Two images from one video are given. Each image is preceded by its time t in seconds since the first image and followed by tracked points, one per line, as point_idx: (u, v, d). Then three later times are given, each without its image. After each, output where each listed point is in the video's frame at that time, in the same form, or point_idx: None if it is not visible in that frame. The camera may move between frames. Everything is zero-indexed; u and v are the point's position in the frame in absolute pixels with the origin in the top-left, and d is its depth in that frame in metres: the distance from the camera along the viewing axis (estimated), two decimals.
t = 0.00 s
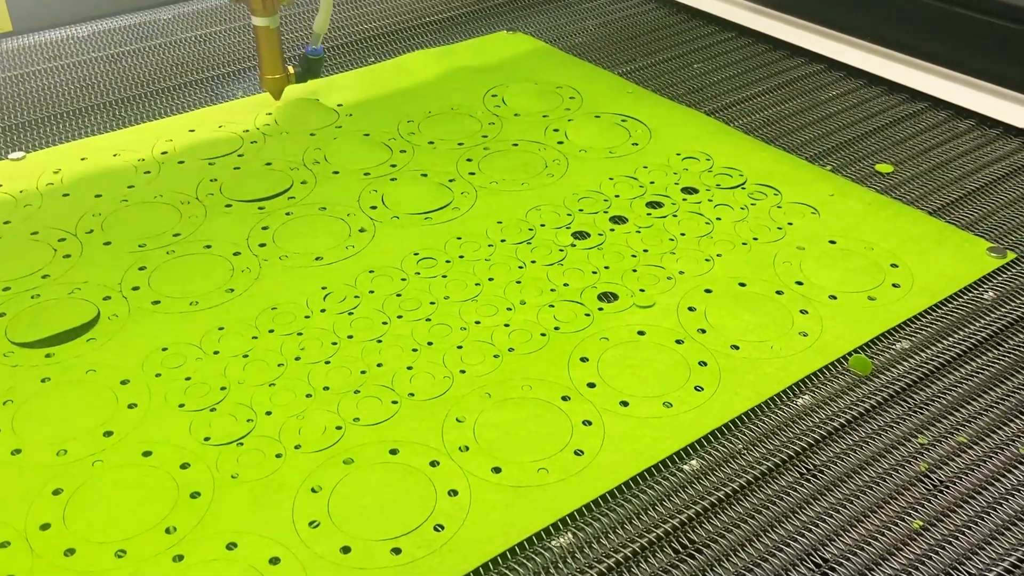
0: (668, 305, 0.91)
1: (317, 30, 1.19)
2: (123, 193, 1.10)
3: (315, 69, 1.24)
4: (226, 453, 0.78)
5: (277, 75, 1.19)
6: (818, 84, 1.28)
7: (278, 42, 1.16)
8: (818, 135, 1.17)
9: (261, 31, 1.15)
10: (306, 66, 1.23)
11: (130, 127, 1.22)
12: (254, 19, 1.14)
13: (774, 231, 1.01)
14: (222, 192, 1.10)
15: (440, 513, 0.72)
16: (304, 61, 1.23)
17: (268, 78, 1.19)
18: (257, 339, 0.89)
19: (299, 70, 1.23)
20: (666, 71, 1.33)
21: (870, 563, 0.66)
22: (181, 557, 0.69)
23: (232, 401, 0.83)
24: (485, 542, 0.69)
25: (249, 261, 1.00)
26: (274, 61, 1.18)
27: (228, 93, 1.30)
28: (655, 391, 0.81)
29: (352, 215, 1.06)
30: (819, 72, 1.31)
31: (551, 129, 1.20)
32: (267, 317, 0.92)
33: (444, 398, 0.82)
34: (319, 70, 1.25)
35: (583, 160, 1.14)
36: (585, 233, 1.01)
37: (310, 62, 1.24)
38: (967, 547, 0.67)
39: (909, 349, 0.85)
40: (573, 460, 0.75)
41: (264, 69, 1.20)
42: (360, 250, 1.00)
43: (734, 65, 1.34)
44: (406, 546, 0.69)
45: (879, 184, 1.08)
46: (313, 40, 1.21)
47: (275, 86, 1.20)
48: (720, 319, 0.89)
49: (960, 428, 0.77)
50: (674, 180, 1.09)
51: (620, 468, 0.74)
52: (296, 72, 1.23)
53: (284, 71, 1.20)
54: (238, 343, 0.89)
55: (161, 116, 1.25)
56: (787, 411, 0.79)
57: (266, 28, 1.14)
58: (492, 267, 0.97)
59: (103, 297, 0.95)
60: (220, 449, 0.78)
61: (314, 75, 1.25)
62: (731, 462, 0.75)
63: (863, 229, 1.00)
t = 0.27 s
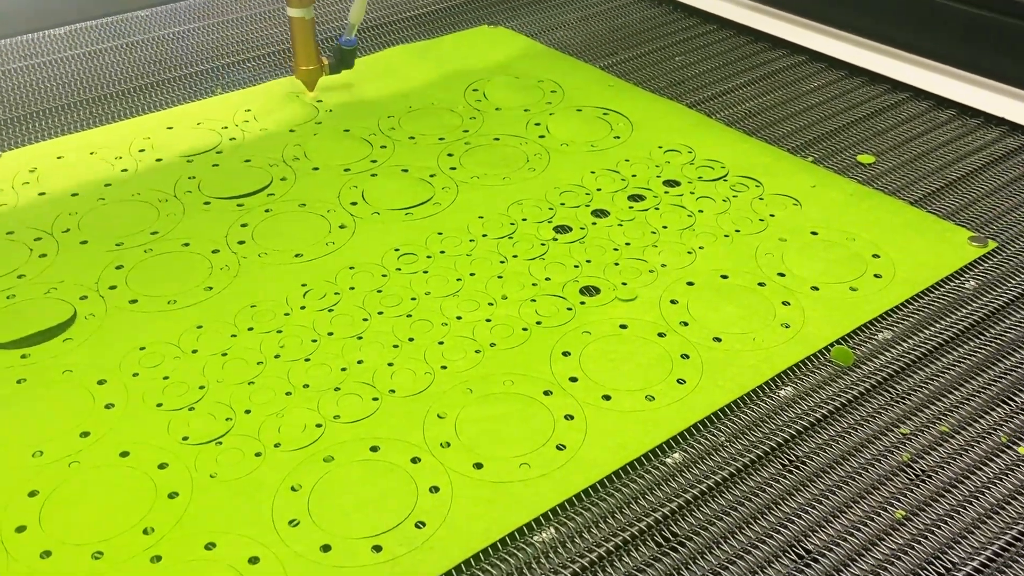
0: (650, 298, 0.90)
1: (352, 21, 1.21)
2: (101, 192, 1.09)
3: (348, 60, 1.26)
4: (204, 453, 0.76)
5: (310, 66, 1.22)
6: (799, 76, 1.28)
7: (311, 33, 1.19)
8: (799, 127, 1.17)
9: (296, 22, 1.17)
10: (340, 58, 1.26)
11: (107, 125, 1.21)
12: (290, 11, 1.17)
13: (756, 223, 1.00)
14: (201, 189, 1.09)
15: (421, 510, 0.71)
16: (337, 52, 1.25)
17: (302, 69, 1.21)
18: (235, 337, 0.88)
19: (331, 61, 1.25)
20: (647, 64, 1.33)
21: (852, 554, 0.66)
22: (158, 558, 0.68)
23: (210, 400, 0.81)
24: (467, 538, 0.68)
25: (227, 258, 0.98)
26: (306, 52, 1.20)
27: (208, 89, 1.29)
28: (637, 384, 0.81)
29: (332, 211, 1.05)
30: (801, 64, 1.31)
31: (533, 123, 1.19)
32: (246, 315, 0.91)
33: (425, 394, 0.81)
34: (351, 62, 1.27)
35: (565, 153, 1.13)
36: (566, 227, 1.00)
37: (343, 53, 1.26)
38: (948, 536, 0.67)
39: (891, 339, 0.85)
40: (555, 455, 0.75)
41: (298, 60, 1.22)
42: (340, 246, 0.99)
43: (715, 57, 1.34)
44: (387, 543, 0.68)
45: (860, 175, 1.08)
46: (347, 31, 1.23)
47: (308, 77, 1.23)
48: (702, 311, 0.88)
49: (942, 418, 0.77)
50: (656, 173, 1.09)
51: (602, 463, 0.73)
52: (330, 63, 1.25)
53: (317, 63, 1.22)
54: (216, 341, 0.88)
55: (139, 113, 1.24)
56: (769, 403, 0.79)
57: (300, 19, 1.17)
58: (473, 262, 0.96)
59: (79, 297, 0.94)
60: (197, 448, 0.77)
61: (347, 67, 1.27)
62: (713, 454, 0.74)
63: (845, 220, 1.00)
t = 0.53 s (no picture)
0: (637, 284, 0.90)
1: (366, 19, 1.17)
2: (82, 180, 1.08)
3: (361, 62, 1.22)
4: (189, 442, 0.76)
5: (323, 68, 1.17)
6: (786, 62, 1.27)
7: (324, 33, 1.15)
8: (786, 113, 1.17)
9: (308, 22, 1.14)
10: (354, 60, 1.21)
11: (89, 112, 1.19)
12: (301, 12, 1.14)
13: (744, 209, 1.00)
14: (184, 176, 1.08)
15: (408, 497, 0.70)
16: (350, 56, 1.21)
17: (315, 70, 1.16)
18: (220, 325, 0.87)
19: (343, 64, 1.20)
20: (633, 50, 1.32)
21: (840, 538, 0.66)
22: (143, 547, 0.68)
23: (194, 388, 0.81)
24: (455, 525, 0.68)
25: (211, 246, 0.98)
26: (319, 52, 1.16)
27: (191, 76, 1.28)
28: (624, 370, 0.81)
29: (318, 198, 1.04)
30: (787, 51, 1.31)
31: (519, 109, 1.19)
32: (230, 303, 0.90)
33: (412, 381, 0.80)
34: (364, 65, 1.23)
35: (552, 140, 1.13)
36: (553, 214, 1.00)
37: (356, 56, 1.22)
38: (936, 519, 0.67)
39: (878, 324, 0.85)
40: (542, 441, 0.74)
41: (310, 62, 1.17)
42: (326, 233, 0.98)
43: (702, 44, 1.33)
44: (374, 531, 0.68)
45: (846, 160, 1.08)
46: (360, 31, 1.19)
47: (321, 80, 1.18)
48: (690, 297, 0.88)
49: (929, 402, 0.77)
50: (643, 159, 1.09)
51: (589, 449, 0.73)
52: (343, 65, 1.20)
53: (330, 64, 1.17)
54: (201, 329, 0.87)
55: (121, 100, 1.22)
56: (757, 388, 0.79)
57: (313, 19, 1.13)
58: (459, 249, 0.95)
59: (61, 285, 0.93)
60: (182, 437, 0.76)
61: (360, 70, 1.22)
62: (701, 440, 0.74)
63: (832, 206, 1.00)
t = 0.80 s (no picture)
0: (627, 286, 0.90)
1: (323, 43, 1.13)
2: (71, 185, 1.07)
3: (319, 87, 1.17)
4: (179, 448, 0.76)
5: (279, 94, 1.12)
6: (774, 63, 1.28)
7: (279, 58, 1.09)
8: (774, 114, 1.17)
9: (261, 47, 1.08)
10: (312, 84, 1.16)
11: (77, 118, 1.19)
12: (253, 35, 1.08)
13: (732, 211, 1.00)
14: (172, 182, 1.08)
15: (399, 501, 0.70)
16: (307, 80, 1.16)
17: (270, 97, 1.11)
18: (210, 330, 0.87)
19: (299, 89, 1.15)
20: (622, 52, 1.33)
21: (830, 538, 0.66)
22: (134, 553, 0.67)
23: (185, 394, 0.81)
24: (446, 530, 0.68)
25: (201, 251, 0.97)
26: (274, 79, 1.11)
27: (180, 80, 1.27)
28: (614, 372, 0.81)
29: (307, 203, 1.04)
30: (776, 52, 1.31)
31: (508, 112, 1.19)
32: (220, 307, 0.90)
33: (402, 386, 0.80)
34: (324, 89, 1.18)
35: (542, 142, 1.13)
36: (543, 216, 1.00)
37: (315, 79, 1.17)
38: (925, 518, 0.68)
39: (867, 324, 0.85)
40: (533, 444, 0.74)
41: (265, 87, 1.12)
42: (315, 238, 0.98)
43: (691, 45, 1.34)
44: (365, 536, 0.68)
45: (835, 161, 1.08)
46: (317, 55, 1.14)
47: (276, 105, 1.13)
48: (679, 299, 0.88)
49: (917, 402, 0.77)
50: (632, 161, 1.09)
51: (580, 451, 0.73)
52: (300, 90, 1.15)
53: (286, 90, 1.12)
54: (191, 334, 0.87)
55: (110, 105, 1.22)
56: (747, 389, 0.79)
57: (267, 43, 1.07)
58: (449, 252, 0.95)
59: (50, 291, 0.92)
60: (172, 443, 0.76)
61: (319, 94, 1.18)
62: (692, 441, 0.74)
63: (820, 207, 1.00)
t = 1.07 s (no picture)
0: (615, 296, 0.91)
1: (288, 56, 1.13)
2: (60, 200, 1.07)
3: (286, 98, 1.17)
4: (170, 462, 0.76)
5: (246, 106, 1.13)
6: (760, 73, 1.29)
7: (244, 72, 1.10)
8: (759, 123, 1.18)
9: (226, 60, 1.08)
10: (277, 96, 1.17)
11: (66, 132, 1.19)
12: (218, 48, 1.08)
13: (719, 220, 1.01)
14: (162, 196, 1.08)
15: (389, 513, 0.71)
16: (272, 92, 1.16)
17: (236, 109, 1.12)
18: (200, 344, 0.87)
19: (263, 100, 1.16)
20: (609, 63, 1.33)
21: (817, 545, 0.67)
22: (125, 568, 0.67)
23: (175, 407, 0.81)
24: (436, 541, 0.68)
25: (191, 265, 0.98)
26: (242, 91, 1.11)
27: (168, 94, 1.28)
28: (602, 382, 0.81)
29: (296, 215, 1.04)
30: (761, 62, 1.32)
31: (496, 123, 1.20)
32: (210, 321, 0.90)
33: (392, 397, 0.81)
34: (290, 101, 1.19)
35: (529, 153, 1.14)
36: (531, 227, 1.01)
37: (280, 91, 1.17)
38: (911, 524, 0.68)
39: (852, 331, 0.86)
40: (522, 455, 0.75)
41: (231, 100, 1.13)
42: (305, 251, 0.99)
43: (677, 56, 1.35)
44: (355, 548, 0.68)
45: (820, 170, 1.09)
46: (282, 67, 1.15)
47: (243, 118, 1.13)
48: (667, 309, 0.89)
49: (903, 408, 0.78)
50: (620, 171, 1.10)
51: (569, 461, 0.74)
52: (265, 102, 1.16)
53: (252, 102, 1.13)
54: (181, 348, 0.87)
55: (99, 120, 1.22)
56: (734, 397, 0.80)
57: (232, 56, 1.08)
58: (438, 263, 0.96)
59: (40, 306, 0.92)
60: (163, 457, 0.76)
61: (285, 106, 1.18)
62: (680, 450, 0.75)
63: (806, 215, 1.01)
